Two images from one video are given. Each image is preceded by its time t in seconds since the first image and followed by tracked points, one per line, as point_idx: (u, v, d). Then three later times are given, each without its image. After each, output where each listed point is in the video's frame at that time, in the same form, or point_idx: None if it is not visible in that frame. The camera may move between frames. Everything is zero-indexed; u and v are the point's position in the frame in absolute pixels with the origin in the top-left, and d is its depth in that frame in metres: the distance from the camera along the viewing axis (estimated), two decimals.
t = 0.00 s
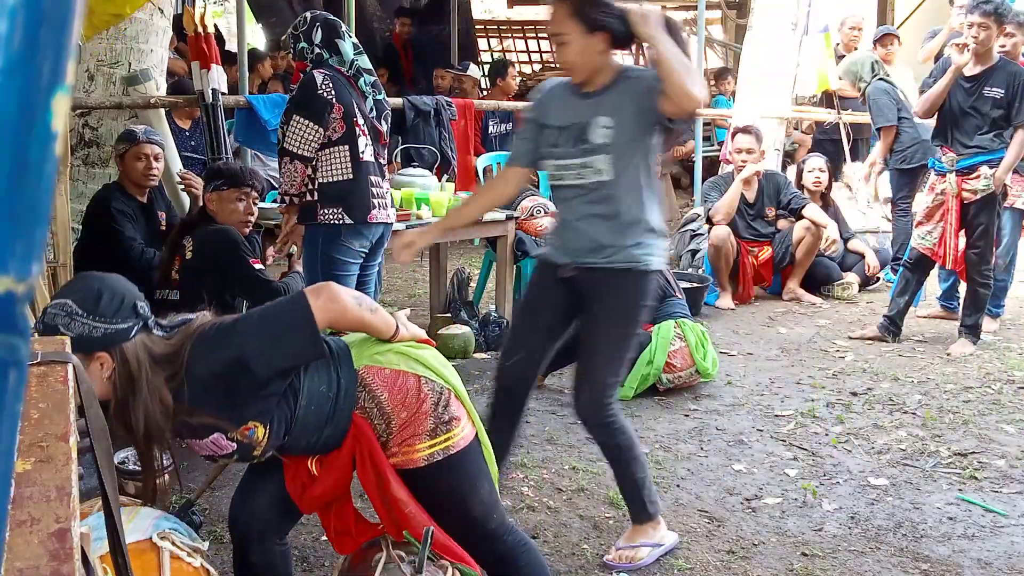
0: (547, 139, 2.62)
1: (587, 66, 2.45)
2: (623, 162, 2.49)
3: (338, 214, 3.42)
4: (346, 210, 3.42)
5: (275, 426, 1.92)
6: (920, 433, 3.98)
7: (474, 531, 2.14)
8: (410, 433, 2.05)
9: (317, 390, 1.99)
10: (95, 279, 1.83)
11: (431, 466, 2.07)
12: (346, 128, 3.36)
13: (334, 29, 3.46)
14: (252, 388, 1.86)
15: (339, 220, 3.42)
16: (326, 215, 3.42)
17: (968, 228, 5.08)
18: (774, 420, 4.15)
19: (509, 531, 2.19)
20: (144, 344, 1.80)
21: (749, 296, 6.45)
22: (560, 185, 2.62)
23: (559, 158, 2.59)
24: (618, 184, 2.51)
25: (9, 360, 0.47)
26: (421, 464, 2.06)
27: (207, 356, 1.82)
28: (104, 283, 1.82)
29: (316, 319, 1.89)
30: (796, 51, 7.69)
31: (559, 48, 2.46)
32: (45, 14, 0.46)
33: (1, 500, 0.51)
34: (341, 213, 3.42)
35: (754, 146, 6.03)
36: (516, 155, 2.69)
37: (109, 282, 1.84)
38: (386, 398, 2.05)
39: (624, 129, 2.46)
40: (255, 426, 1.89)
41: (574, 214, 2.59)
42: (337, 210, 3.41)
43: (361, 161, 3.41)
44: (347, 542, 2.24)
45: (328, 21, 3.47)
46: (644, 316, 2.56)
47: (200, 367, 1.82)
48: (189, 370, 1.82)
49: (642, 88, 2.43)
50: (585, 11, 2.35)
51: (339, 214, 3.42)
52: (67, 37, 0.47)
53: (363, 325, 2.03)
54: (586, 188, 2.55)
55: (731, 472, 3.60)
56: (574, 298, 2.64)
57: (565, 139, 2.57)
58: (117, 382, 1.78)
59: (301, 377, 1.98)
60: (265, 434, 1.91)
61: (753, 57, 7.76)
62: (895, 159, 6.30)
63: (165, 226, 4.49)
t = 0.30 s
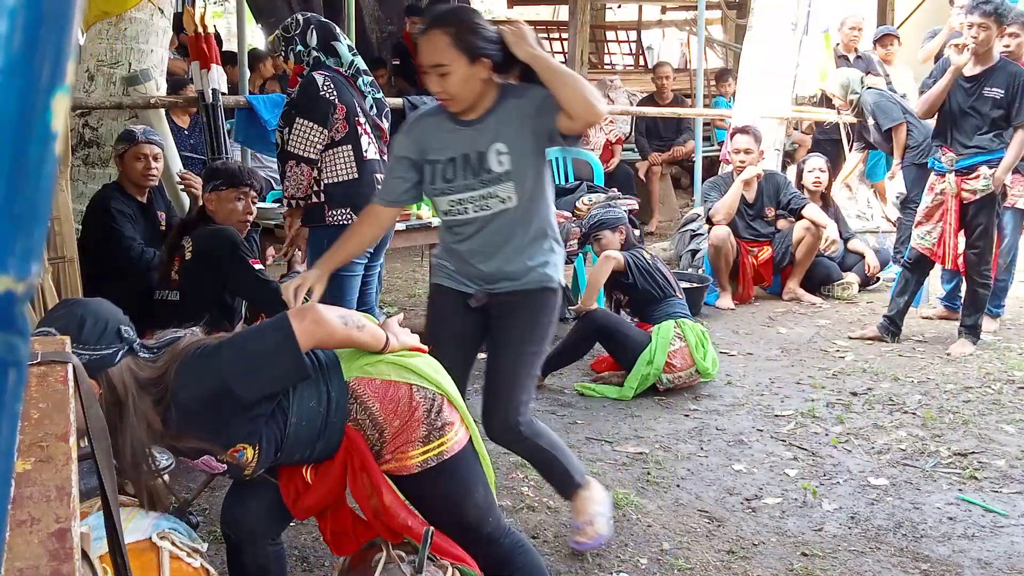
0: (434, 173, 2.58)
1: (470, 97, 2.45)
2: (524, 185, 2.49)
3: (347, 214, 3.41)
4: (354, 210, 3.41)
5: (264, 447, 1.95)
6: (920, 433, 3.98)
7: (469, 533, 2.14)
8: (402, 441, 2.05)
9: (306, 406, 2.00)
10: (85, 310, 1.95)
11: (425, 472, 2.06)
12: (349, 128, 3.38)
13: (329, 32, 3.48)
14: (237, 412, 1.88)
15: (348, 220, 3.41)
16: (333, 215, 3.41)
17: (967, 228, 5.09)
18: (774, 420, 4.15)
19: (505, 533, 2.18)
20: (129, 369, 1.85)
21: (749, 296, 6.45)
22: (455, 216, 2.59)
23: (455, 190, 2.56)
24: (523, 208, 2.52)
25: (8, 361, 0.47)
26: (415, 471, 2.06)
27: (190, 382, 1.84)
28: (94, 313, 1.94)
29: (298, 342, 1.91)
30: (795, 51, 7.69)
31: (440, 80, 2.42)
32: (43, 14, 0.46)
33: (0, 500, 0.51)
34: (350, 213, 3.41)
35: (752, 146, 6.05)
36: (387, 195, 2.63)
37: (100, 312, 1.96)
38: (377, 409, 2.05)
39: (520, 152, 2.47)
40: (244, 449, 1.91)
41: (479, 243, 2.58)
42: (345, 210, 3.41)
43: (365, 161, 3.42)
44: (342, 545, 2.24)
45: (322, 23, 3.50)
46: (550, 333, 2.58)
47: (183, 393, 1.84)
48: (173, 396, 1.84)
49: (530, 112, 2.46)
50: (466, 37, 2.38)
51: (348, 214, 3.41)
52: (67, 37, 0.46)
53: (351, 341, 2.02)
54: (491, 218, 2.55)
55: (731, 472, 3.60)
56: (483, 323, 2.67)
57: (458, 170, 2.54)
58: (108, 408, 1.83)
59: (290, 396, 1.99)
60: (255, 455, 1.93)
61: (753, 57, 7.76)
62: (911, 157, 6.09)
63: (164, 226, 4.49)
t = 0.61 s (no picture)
0: (397, 167, 2.57)
1: (422, 88, 2.42)
2: (491, 168, 2.50)
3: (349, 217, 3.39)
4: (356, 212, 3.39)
5: (262, 451, 1.95)
6: (920, 433, 3.98)
7: (467, 535, 2.14)
8: (401, 443, 2.05)
9: (304, 407, 2.01)
10: (71, 314, 1.93)
11: (424, 474, 2.06)
12: (351, 130, 3.38)
13: (327, 32, 3.46)
14: (232, 419, 1.88)
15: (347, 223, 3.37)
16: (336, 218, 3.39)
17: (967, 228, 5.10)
18: (774, 420, 4.15)
19: (505, 533, 2.18)
20: (122, 377, 1.86)
21: (748, 296, 6.44)
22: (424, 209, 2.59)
23: (421, 183, 2.55)
24: (491, 190, 2.53)
25: (8, 361, 0.47)
26: (414, 473, 2.06)
27: (184, 391, 1.84)
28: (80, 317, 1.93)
29: (294, 350, 1.87)
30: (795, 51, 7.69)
31: (392, 77, 2.38)
32: (44, 14, 0.46)
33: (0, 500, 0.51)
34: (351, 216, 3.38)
35: (751, 147, 6.06)
36: (347, 199, 2.62)
37: (87, 314, 1.94)
38: (376, 411, 2.05)
39: (481, 134, 2.47)
40: (241, 454, 1.92)
41: (451, 232, 2.59)
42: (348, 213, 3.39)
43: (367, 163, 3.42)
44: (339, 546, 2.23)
45: (321, 24, 3.49)
46: (526, 313, 2.62)
47: (178, 402, 1.83)
48: (168, 404, 1.84)
49: (486, 93, 2.46)
50: (411, 30, 2.35)
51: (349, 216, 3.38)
52: (67, 37, 0.46)
53: (347, 348, 2.00)
54: (462, 206, 2.55)
55: (731, 472, 3.60)
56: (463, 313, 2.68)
57: (422, 161, 2.53)
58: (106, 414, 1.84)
59: (287, 398, 2.00)
60: (253, 459, 1.94)
61: (753, 57, 7.77)
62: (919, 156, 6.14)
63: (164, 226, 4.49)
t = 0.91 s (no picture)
0: (388, 165, 2.57)
1: (404, 84, 2.44)
2: (479, 160, 2.49)
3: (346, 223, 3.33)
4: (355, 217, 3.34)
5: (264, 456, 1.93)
6: (920, 433, 3.98)
7: (467, 534, 2.14)
8: (400, 444, 2.05)
9: (305, 412, 1.99)
10: (66, 326, 1.89)
11: (424, 473, 2.06)
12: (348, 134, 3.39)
13: (322, 31, 3.46)
14: (234, 425, 1.87)
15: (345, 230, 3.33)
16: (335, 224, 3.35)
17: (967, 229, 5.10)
18: (774, 420, 4.15)
19: (504, 533, 2.17)
20: (120, 383, 1.83)
21: (748, 296, 6.45)
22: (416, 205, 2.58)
23: (411, 179, 2.55)
24: (480, 183, 2.52)
25: (8, 360, 0.47)
26: (414, 472, 2.06)
27: (188, 397, 1.83)
28: (77, 330, 1.89)
29: (297, 359, 1.87)
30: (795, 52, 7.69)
31: (373, 73, 2.41)
32: (43, 14, 0.46)
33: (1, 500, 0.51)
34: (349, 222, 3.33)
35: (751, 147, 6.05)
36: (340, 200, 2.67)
37: (82, 326, 1.91)
38: (377, 412, 2.05)
39: (467, 126, 2.47)
40: (244, 460, 1.90)
41: (445, 227, 2.58)
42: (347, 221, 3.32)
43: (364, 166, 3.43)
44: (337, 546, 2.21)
45: (315, 22, 3.47)
46: (521, 311, 2.62)
47: (181, 408, 1.83)
48: (170, 411, 1.83)
49: (469, 84, 2.45)
50: (388, 26, 2.38)
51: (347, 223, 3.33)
52: (67, 37, 0.46)
53: (347, 353, 2.00)
54: (453, 200, 2.54)
55: (731, 472, 3.60)
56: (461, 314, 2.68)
57: (411, 158, 2.53)
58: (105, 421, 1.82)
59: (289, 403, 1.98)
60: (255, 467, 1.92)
61: (753, 57, 7.76)
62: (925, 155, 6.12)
63: (162, 226, 4.49)
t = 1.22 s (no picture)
0: (388, 162, 2.59)
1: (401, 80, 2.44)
2: (477, 156, 2.48)
3: (353, 228, 3.32)
4: (361, 223, 3.32)
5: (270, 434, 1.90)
6: (920, 433, 3.98)
7: (471, 530, 2.14)
8: (407, 437, 2.05)
9: (316, 396, 1.97)
10: (73, 291, 1.74)
11: (429, 469, 2.07)
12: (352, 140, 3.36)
13: (324, 31, 3.46)
14: (246, 400, 1.82)
15: (353, 234, 3.33)
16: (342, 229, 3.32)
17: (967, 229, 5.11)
18: (774, 420, 4.15)
19: (510, 530, 2.17)
20: (131, 348, 1.73)
21: (748, 296, 6.45)
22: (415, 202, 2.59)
23: (411, 176, 2.56)
24: (479, 180, 2.51)
25: (8, 360, 0.47)
26: (419, 468, 2.07)
27: (205, 368, 1.76)
28: (88, 292, 1.75)
29: (318, 342, 1.82)
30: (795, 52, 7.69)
31: (372, 71, 2.42)
32: (42, 15, 0.46)
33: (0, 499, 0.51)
34: (356, 227, 3.32)
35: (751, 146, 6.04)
36: (336, 195, 2.68)
37: (89, 288, 1.76)
38: (386, 405, 2.04)
39: (465, 123, 2.47)
40: (251, 436, 1.87)
41: (447, 224, 2.58)
42: (353, 224, 3.32)
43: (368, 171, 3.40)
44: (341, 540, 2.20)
45: (317, 24, 3.46)
46: (524, 308, 2.60)
47: (197, 378, 1.75)
48: (183, 378, 1.75)
49: (467, 82, 2.45)
50: (384, 23, 2.39)
51: (354, 227, 3.32)
52: (66, 37, 0.46)
53: (368, 343, 1.96)
54: (453, 196, 2.54)
55: (731, 472, 3.60)
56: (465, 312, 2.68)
57: (410, 155, 2.54)
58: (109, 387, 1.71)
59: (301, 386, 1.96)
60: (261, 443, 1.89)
61: (754, 57, 7.76)
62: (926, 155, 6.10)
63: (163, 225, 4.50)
